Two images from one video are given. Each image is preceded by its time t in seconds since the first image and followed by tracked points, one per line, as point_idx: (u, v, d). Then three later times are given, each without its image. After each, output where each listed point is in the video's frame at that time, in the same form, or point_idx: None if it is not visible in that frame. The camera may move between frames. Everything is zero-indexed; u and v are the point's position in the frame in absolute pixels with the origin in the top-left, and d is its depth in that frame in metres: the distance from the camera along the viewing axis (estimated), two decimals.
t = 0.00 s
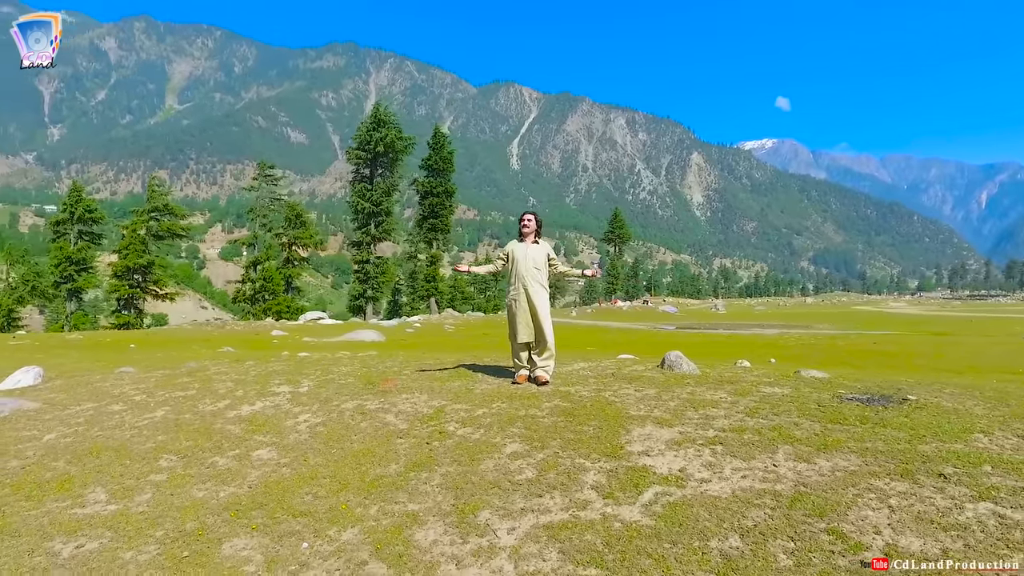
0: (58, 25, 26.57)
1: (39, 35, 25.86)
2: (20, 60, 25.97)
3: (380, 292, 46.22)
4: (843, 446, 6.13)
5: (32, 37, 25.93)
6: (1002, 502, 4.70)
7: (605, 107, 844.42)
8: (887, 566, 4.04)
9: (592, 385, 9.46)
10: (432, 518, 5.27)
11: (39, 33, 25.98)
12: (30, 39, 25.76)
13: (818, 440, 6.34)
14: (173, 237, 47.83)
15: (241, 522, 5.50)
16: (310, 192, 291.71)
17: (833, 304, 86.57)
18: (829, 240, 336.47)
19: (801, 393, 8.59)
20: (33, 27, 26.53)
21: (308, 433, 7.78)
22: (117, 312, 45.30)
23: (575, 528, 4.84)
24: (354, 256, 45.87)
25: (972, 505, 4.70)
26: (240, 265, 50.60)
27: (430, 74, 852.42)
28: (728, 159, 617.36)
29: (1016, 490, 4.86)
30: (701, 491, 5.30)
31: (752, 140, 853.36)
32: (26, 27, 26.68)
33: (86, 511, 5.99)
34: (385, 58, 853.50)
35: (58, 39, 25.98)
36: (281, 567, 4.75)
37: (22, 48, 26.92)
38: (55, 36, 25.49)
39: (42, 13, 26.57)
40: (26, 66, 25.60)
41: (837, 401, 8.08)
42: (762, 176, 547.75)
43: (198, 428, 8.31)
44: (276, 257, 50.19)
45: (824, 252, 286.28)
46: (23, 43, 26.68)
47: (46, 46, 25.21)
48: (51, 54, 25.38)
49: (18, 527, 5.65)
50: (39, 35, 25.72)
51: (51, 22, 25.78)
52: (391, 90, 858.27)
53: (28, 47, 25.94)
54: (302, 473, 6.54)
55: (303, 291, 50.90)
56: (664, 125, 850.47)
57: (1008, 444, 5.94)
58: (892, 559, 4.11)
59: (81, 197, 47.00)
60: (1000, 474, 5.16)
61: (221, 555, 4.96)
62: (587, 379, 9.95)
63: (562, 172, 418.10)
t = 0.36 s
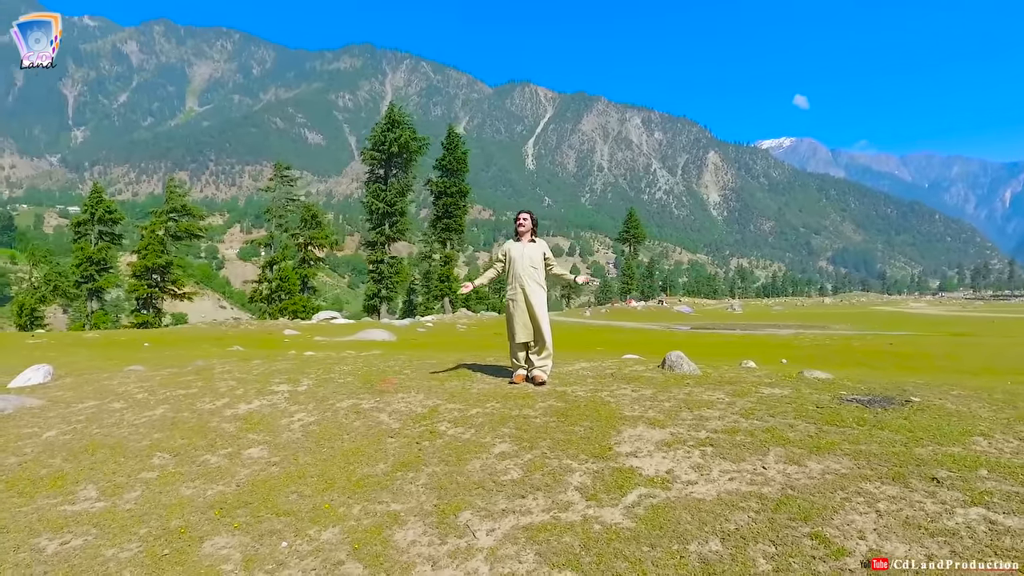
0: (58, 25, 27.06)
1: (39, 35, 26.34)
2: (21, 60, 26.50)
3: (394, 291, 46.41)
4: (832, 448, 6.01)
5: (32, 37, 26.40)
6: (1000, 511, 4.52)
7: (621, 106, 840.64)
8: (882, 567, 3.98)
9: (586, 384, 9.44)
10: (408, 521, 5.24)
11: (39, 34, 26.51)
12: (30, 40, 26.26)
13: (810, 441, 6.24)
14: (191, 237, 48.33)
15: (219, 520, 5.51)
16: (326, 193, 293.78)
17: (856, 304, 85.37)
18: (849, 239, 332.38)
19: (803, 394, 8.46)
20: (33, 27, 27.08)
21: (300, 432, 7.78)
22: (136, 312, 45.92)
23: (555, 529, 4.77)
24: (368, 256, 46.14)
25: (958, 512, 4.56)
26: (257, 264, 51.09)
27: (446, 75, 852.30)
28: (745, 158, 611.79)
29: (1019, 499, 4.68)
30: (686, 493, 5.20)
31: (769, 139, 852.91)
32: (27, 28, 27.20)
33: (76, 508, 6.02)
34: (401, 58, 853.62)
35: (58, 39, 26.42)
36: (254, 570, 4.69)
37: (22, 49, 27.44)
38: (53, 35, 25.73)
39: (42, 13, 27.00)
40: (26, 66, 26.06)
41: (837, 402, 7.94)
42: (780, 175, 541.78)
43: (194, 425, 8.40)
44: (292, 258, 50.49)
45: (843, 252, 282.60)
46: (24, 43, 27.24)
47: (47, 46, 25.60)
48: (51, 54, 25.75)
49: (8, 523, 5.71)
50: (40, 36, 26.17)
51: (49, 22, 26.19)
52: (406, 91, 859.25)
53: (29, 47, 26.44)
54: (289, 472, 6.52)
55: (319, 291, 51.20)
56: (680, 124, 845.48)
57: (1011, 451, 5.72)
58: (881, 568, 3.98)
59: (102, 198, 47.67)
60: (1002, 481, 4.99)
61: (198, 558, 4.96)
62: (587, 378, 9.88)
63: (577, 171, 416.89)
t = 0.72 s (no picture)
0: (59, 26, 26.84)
1: (39, 35, 26.08)
2: (20, 59, 26.15)
3: (407, 292, 46.39)
4: (829, 453, 5.87)
5: (31, 37, 26.14)
6: (1009, 520, 4.31)
7: (636, 106, 837.03)
8: (888, 565, 3.93)
9: (585, 384, 9.34)
10: (392, 521, 5.17)
11: (38, 33, 26.17)
12: (30, 40, 26.01)
13: (804, 445, 6.06)
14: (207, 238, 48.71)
15: (207, 520, 5.49)
16: (342, 194, 295.47)
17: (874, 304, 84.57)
18: (866, 239, 328.55)
19: (801, 396, 8.28)
20: (33, 27, 26.81)
21: (291, 433, 7.77)
22: (153, 311, 46.47)
23: (532, 533, 4.71)
24: (381, 256, 46.28)
25: (951, 520, 4.40)
26: (272, 264, 51.43)
27: (460, 75, 852.40)
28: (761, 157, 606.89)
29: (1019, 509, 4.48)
30: (670, 496, 5.09)
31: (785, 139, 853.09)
32: (26, 28, 26.97)
33: (61, 508, 6.05)
34: (415, 59, 853.38)
35: (59, 39, 26.14)
36: (233, 568, 4.70)
37: (23, 48, 27.25)
38: (53, 35, 25.40)
39: (41, 13, 26.80)
40: (27, 67, 25.76)
41: (838, 404, 7.78)
42: (797, 174, 536.29)
43: (188, 426, 8.39)
44: (306, 258, 50.77)
45: (860, 252, 279.35)
46: (24, 43, 26.95)
47: (47, 46, 25.27)
48: (50, 54, 25.28)
49: None
50: (39, 36, 25.94)
51: (51, 23, 25.98)
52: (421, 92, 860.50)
53: (28, 47, 26.13)
54: (276, 473, 6.51)
55: (333, 291, 51.42)
56: (696, 123, 840.22)
57: None
58: (880, 565, 3.94)
59: (119, 200, 48.15)
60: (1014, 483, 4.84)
61: (178, 555, 4.95)
62: (584, 380, 9.74)
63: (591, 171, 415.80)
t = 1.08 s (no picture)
0: (60, 25, 26.48)
1: (39, 35, 25.67)
2: (20, 59, 25.72)
3: (420, 292, 46.37)
4: (822, 456, 5.70)
5: (32, 37, 25.73)
6: (1012, 530, 4.12)
7: (651, 106, 832.69)
8: (888, 564, 3.87)
9: (580, 385, 9.24)
10: (371, 523, 5.11)
11: (39, 33, 25.81)
12: (29, 40, 25.59)
13: (795, 450, 5.93)
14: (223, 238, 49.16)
15: (188, 520, 5.48)
16: (357, 194, 296.93)
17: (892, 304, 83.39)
18: (886, 238, 324.27)
19: (801, 398, 8.12)
20: (33, 28, 26.42)
21: (283, 432, 7.76)
22: (170, 311, 47.09)
23: (508, 537, 4.62)
24: (395, 256, 46.36)
25: (941, 529, 4.24)
26: (287, 264, 51.87)
27: (475, 76, 852.34)
28: (778, 157, 600.37)
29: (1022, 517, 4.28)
30: (652, 501, 4.96)
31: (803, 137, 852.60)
32: (26, 28, 26.52)
33: (48, 504, 6.07)
34: (431, 61, 853.24)
35: (59, 40, 25.86)
36: (207, 569, 4.68)
37: (22, 48, 26.81)
38: (53, 36, 25.12)
39: (42, 14, 26.39)
40: (27, 67, 25.38)
41: (837, 406, 7.62)
42: (815, 173, 530.09)
43: (182, 425, 8.41)
44: (321, 258, 51.04)
45: (879, 252, 275.88)
46: (24, 43, 26.47)
47: (47, 46, 24.97)
48: (51, 54, 25.03)
49: None
50: (40, 36, 25.59)
51: (52, 23, 25.69)
52: (436, 94, 859.90)
53: (29, 47, 25.68)
54: (260, 474, 6.45)
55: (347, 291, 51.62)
56: (711, 123, 834.39)
57: None
58: (877, 568, 3.87)
59: (138, 201, 48.78)
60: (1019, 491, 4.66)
61: (156, 555, 4.94)
62: (582, 380, 9.60)
63: (607, 171, 414.21)
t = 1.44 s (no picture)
0: (60, 26, 25.57)
1: (39, 35, 24.77)
2: (20, 60, 24.83)
3: (434, 292, 46.32)
4: (809, 460, 5.56)
5: (32, 37, 24.81)
6: (1001, 541, 3.96)
7: (668, 105, 827.99)
8: (895, 567, 3.80)
9: (576, 387, 9.12)
10: (345, 524, 5.07)
11: (39, 33, 24.91)
12: (30, 40, 24.66)
13: (783, 452, 5.78)
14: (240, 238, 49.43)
15: (167, 518, 5.46)
16: (374, 195, 298.63)
17: (911, 305, 82.33)
18: (906, 238, 319.93)
19: (796, 400, 7.98)
20: (33, 27, 25.58)
21: (272, 431, 7.74)
22: (187, 310, 47.54)
23: (478, 539, 4.55)
24: (409, 256, 46.40)
25: (922, 535, 4.10)
26: (303, 265, 52.22)
27: (491, 77, 852.50)
28: (796, 156, 594.35)
29: (1006, 526, 4.12)
30: (629, 505, 4.85)
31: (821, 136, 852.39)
32: (27, 29, 25.69)
33: (32, 503, 6.10)
34: (447, 61, 853.03)
35: (59, 40, 25.00)
36: (178, 570, 4.65)
37: (22, 49, 25.91)
38: (53, 36, 24.08)
39: (42, 13, 25.43)
40: (27, 68, 24.48)
41: (832, 409, 7.47)
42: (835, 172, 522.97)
43: (174, 425, 8.43)
44: (336, 258, 51.31)
45: (900, 251, 272.11)
46: (24, 43, 25.58)
47: (47, 46, 23.95)
48: (51, 54, 24.11)
49: None
50: (40, 36, 24.69)
51: (51, 22, 24.74)
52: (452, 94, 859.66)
53: (28, 46, 24.81)
54: (246, 472, 6.45)
55: (362, 291, 51.68)
56: (728, 122, 828.05)
57: None
58: (861, 572, 3.77)
59: (156, 202, 49.30)
60: None
61: (131, 552, 4.93)
62: (576, 381, 9.51)
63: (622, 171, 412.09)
